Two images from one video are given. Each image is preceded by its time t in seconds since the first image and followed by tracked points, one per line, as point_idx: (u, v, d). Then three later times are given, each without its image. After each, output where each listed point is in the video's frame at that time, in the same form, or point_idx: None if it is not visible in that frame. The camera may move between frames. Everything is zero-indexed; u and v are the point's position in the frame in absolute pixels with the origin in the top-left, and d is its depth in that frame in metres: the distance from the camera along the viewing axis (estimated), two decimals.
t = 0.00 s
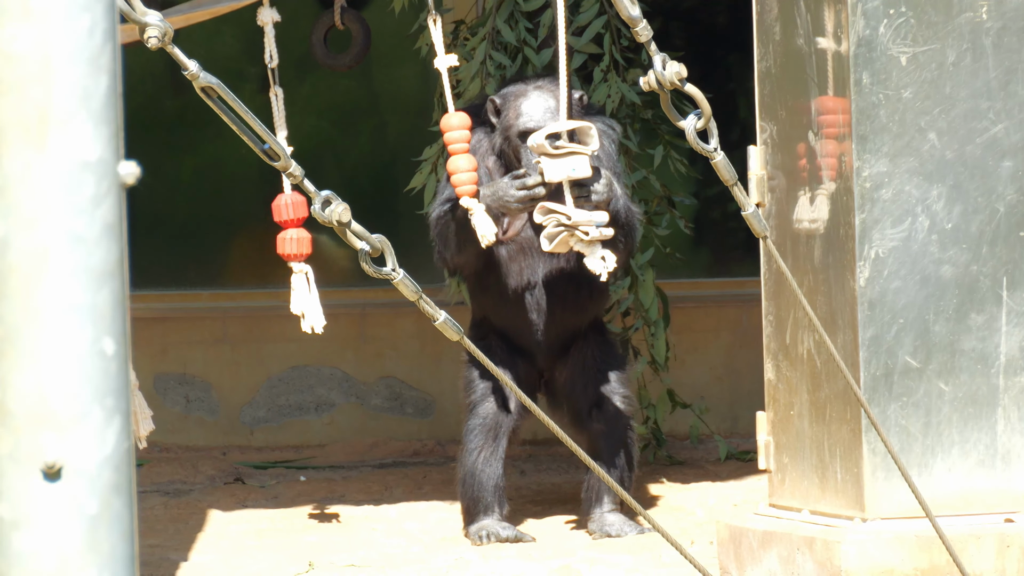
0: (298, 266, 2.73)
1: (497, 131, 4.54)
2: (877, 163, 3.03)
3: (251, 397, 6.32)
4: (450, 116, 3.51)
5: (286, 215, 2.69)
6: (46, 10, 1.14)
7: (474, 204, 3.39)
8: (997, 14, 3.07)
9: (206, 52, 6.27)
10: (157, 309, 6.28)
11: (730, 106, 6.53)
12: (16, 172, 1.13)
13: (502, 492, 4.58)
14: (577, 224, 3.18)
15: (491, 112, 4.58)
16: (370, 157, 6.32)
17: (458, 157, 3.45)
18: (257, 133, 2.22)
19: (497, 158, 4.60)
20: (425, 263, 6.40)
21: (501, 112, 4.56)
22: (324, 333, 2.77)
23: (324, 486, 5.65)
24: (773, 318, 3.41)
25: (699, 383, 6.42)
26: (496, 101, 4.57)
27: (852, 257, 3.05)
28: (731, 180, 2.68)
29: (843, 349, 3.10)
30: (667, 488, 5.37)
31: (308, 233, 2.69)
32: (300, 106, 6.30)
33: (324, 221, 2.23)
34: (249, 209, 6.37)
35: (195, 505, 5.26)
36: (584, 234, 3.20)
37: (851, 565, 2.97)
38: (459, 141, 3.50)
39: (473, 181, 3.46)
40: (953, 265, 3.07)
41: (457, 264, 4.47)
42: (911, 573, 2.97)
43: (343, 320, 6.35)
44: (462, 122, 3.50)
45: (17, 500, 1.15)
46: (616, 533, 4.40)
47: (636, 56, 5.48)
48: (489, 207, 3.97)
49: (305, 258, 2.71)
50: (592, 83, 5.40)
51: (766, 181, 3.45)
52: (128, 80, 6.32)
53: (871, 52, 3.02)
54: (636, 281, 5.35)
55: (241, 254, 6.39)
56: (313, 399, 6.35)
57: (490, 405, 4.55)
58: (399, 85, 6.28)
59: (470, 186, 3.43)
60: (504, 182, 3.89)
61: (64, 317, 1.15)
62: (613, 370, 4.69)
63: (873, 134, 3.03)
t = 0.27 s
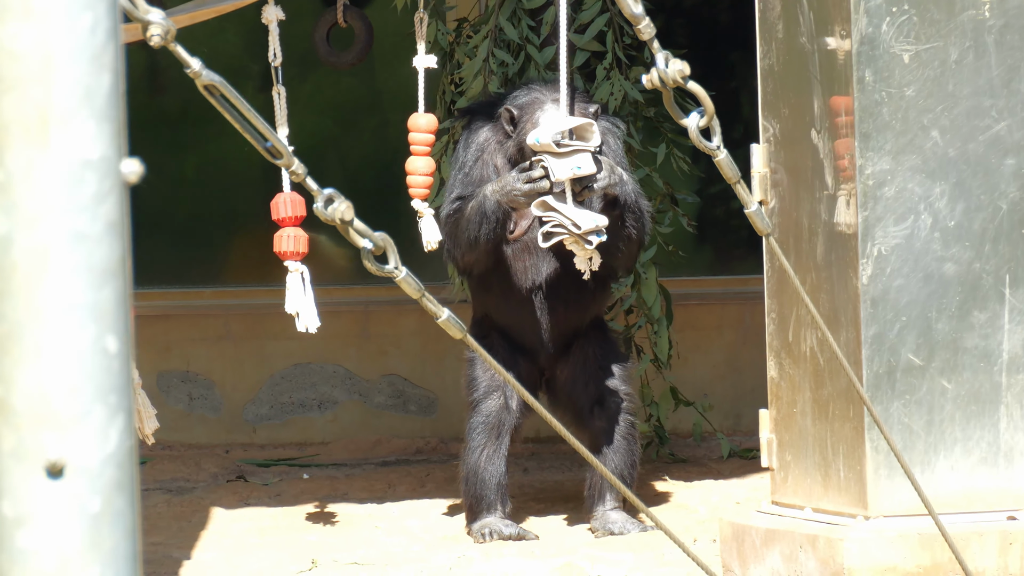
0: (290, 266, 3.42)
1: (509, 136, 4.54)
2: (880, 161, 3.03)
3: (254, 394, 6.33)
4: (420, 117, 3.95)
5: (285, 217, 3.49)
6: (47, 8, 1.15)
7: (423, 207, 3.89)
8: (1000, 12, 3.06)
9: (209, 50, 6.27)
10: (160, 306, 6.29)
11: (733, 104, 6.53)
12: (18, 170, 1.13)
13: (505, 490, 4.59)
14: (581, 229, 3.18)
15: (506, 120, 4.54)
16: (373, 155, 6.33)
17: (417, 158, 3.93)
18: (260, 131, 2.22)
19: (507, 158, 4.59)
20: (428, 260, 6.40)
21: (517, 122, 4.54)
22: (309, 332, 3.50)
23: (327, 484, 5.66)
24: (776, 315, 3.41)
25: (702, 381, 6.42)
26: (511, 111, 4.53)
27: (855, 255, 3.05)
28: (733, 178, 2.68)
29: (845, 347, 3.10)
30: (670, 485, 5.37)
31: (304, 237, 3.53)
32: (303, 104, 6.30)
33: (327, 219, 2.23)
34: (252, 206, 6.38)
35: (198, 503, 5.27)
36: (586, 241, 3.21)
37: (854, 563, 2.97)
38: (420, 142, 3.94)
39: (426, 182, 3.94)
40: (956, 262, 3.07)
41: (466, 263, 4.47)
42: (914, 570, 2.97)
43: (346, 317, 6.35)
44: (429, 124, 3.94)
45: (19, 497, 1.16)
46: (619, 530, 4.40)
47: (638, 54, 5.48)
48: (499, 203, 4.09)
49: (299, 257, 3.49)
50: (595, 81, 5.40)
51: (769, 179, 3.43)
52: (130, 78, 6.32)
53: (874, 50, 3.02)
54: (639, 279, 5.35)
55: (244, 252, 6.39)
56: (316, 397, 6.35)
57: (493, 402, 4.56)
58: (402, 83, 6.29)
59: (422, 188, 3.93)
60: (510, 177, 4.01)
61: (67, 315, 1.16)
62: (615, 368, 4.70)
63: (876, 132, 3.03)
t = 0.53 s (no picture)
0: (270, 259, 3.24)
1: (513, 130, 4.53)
2: (880, 159, 3.03)
3: (255, 392, 6.33)
4: (392, 105, 3.95)
5: (269, 210, 3.36)
6: (49, 5, 1.15)
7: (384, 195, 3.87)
8: (1001, 9, 3.06)
9: (209, 48, 6.27)
10: (161, 304, 6.28)
11: (734, 102, 6.53)
12: (19, 168, 1.13)
13: (506, 488, 4.59)
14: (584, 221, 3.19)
15: (512, 117, 4.51)
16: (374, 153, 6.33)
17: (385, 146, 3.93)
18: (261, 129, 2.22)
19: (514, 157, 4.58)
20: (429, 259, 6.40)
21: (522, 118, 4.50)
22: (284, 326, 3.32)
23: (328, 482, 5.66)
24: (777, 313, 3.41)
25: (703, 379, 6.43)
26: (517, 106, 4.49)
27: (856, 253, 3.05)
28: (734, 176, 2.68)
29: (846, 345, 3.10)
30: (671, 483, 5.37)
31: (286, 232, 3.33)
32: (304, 102, 6.29)
33: (328, 216, 2.23)
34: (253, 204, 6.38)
35: (198, 501, 5.27)
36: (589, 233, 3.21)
37: (854, 560, 2.98)
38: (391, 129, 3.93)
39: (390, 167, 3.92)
40: (957, 260, 3.07)
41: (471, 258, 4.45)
42: (914, 568, 2.97)
43: (347, 316, 6.36)
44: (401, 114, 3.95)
45: (20, 496, 1.16)
46: (619, 528, 4.41)
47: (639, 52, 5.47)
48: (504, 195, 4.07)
49: (278, 251, 3.30)
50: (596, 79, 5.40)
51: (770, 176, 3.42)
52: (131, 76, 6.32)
53: (874, 48, 3.02)
54: (640, 277, 5.35)
55: (245, 250, 6.39)
56: (317, 394, 6.36)
57: (495, 400, 4.56)
58: (403, 81, 6.29)
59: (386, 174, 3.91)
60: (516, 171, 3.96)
61: (68, 314, 1.16)
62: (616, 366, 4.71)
63: (876, 130, 3.03)
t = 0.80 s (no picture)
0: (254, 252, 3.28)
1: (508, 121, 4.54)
2: (879, 157, 3.04)
3: (253, 390, 6.33)
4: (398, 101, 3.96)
5: (254, 203, 3.36)
6: (49, 6, 1.21)
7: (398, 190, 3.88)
8: (999, 8, 3.06)
9: (208, 46, 6.26)
10: (159, 302, 6.28)
11: (733, 100, 6.53)
12: (20, 165, 1.20)
13: (504, 486, 4.59)
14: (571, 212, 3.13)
15: (501, 105, 4.54)
16: (373, 151, 6.32)
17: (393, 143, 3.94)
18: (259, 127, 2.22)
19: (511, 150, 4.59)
20: (427, 257, 6.40)
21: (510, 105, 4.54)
22: (267, 317, 3.29)
23: (326, 480, 5.66)
24: (776, 311, 3.41)
25: (701, 378, 6.43)
26: (505, 94, 4.53)
27: (854, 251, 3.05)
28: (733, 174, 2.67)
29: (844, 343, 3.11)
30: (670, 482, 5.37)
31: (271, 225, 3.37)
32: (302, 100, 6.28)
33: (326, 215, 2.23)
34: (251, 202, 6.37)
35: (197, 499, 5.27)
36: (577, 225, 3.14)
37: (853, 559, 2.98)
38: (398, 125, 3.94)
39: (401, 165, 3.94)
40: (956, 258, 3.07)
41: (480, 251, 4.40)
42: (912, 567, 2.97)
43: (345, 314, 6.35)
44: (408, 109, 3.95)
45: (22, 494, 1.22)
46: (618, 526, 4.41)
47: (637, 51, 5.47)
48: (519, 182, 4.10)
49: (264, 244, 3.34)
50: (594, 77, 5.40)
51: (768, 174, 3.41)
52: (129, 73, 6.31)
53: (873, 46, 3.02)
54: (638, 275, 5.34)
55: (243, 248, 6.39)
56: (315, 392, 6.36)
57: (493, 399, 4.56)
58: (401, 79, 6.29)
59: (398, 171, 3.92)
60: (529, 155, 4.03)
61: (68, 310, 1.22)
62: (615, 364, 4.71)
63: (875, 128, 3.03)
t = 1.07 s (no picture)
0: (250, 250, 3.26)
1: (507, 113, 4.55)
2: (875, 154, 3.04)
3: (249, 388, 6.32)
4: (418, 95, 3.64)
5: (251, 201, 3.35)
6: (47, 3, 1.21)
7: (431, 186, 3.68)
8: (996, 5, 3.06)
9: (203, 43, 6.25)
10: (155, 300, 6.27)
11: (729, 98, 6.53)
12: (17, 162, 1.19)
13: (501, 484, 4.58)
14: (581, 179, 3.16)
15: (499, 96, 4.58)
16: (369, 148, 6.31)
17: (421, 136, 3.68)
18: (255, 124, 2.21)
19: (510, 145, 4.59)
20: (424, 254, 6.39)
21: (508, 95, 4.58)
22: (263, 314, 3.26)
23: (323, 477, 5.65)
24: (772, 309, 3.40)
25: (698, 375, 6.43)
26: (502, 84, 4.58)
27: (850, 249, 3.05)
28: (729, 171, 2.67)
29: (841, 340, 3.10)
30: (667, 479, 5.37)
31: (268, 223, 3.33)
32: (298, 97, 6.27)
33: (322, 212, 2.22)
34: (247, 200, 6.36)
35: (193, 497, 5.26)
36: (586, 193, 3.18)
37: (850, 556, 2.98)
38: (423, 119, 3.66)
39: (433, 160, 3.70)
40: (952, 256, 3.07)
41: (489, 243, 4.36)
42: (909, 564, 2.98)
43: (341, 311, 6.35)
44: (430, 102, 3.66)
45: (18, 491, 1.21)
46: (614, 524, 4.41)
47: (633, 48, 5.47)
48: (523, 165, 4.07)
49: (260, 243, 3.32)
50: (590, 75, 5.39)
51: (765, 172, 3.39)
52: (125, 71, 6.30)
53: (869, 43, 3.02)
54: (634, 272, 5.33)
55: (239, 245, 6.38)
56: (312, 390, 6.35)
57: (490, 396, 4.55)
58: (398, 76, 6.28)
59: (430, 165, 3.69)
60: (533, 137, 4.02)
61: (64, 308, 1.21)
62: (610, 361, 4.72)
63: (871, 125, 3.03)
